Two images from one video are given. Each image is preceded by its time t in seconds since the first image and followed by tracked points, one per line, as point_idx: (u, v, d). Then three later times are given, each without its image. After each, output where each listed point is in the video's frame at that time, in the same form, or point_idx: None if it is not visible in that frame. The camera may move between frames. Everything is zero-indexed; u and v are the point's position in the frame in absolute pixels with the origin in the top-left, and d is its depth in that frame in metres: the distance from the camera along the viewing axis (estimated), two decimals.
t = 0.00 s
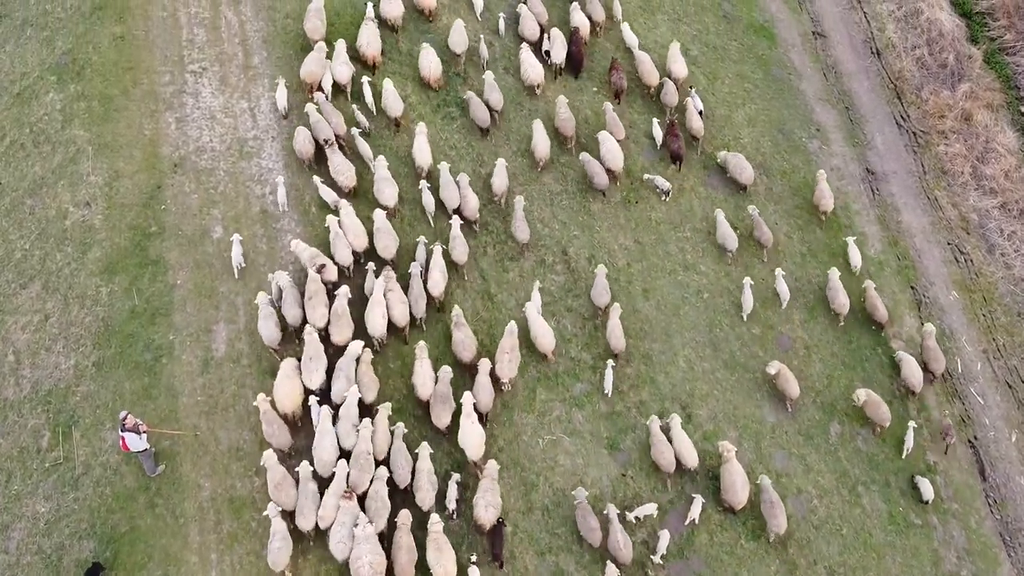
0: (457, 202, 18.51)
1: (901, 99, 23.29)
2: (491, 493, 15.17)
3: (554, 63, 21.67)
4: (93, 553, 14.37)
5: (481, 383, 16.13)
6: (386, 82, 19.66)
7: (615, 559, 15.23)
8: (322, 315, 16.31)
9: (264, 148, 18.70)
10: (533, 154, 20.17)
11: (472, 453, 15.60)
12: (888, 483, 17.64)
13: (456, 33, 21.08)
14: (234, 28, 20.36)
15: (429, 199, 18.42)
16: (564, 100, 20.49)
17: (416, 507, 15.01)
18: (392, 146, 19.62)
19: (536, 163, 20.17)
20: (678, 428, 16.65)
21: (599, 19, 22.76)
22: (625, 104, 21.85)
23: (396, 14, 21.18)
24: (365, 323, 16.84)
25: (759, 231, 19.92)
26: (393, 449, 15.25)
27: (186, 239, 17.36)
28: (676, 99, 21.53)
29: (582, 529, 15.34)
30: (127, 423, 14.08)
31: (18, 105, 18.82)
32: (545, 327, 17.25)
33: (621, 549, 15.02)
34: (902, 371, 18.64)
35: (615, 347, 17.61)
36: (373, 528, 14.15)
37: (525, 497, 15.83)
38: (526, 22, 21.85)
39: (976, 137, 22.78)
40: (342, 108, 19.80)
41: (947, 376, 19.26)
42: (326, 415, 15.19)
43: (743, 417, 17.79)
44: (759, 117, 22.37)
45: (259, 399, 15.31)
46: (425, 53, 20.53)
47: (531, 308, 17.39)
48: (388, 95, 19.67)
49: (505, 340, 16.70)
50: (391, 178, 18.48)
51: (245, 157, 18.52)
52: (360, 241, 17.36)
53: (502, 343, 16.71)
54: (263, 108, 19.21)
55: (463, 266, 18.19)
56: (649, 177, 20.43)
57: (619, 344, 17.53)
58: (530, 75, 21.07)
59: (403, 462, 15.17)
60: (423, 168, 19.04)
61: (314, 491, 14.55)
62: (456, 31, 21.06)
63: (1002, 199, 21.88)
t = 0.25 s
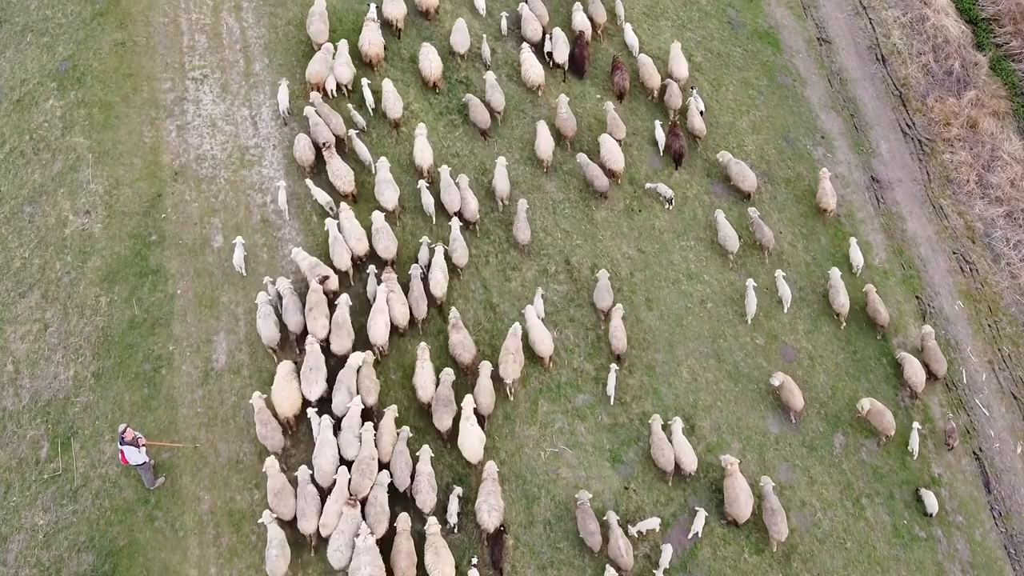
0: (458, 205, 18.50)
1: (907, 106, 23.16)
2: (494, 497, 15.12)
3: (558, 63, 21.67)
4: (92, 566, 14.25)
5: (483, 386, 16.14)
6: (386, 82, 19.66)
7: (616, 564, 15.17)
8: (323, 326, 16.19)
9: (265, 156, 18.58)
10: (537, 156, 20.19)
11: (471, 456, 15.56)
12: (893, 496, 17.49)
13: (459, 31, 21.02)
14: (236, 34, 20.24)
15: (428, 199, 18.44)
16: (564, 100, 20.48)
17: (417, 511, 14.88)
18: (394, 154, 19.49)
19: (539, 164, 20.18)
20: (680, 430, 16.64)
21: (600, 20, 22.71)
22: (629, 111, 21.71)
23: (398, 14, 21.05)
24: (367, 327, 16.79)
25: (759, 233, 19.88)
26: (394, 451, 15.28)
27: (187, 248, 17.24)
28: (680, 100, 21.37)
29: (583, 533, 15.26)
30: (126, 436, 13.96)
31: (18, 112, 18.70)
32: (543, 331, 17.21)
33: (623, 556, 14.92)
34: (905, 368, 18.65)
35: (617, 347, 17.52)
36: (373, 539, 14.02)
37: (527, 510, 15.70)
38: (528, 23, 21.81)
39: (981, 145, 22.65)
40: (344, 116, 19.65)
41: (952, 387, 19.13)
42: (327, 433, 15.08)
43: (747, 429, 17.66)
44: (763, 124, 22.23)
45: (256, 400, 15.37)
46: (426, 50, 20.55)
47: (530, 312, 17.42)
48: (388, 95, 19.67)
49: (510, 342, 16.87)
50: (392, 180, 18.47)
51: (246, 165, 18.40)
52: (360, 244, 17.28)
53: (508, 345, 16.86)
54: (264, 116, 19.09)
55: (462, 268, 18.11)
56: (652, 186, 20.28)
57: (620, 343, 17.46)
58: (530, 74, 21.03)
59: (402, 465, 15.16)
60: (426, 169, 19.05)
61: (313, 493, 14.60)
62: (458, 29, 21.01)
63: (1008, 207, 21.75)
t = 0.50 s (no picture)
0: (458, 209, 18.47)
1: (913, 114, 23.00)
2: (496, 500, 15.12)
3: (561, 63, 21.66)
4: None
5: (485, 388, 16.13)
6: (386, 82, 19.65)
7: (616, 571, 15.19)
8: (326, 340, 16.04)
9: (266, 166, 18.44)
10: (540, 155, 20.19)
11: (470, 462, 15.54)
12: (897, 510, 17.32)
13: (462, 30, 21.13)
14: (237, 42, 20.10)
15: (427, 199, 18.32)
16: (566, 100, 20.44)
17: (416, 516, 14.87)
18: (396, 164, 19.34)
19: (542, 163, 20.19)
20: (683, 432, 16.72)
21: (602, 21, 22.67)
22: (633, 120, 21.55)
23: (401, 15, 21.03)
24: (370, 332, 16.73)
25: (759, 236, 19.79)
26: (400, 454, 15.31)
27: (187, 259, 17.11)
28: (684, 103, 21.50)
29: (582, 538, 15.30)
30: (125, 452, 13.87)
31: (18, 120, 18.57)
32: (542, 335, 17.13)
33: (622, 562, 14.95)
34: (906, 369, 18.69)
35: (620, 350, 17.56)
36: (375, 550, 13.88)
37: (528, 526, 15.57)
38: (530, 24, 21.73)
39: (988, 154, 22.49)
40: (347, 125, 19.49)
41: (958, 400, 18.97)
42: (327, 445, 14.92)
43: (751, 443, 17.50)
44: (768, 133, 22.07)
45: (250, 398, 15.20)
46: (427, 49, 20.59)
47: (531, 315, 17.31)
48: (388, 95, 19.60)
49: (511, 343, 16.86)
50: (393, 183, 18.49)
51: (247, 175, 18.26)
52: (361, 248, 17.24)
53: (509, 346, 16.86)
54: (265, 126, 18.95)
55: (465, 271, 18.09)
56: (655, 196, 20.13)
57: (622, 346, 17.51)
58: (530, 74, 20.99)
59: (406, 466, 15.23)
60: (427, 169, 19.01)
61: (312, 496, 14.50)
62: (461, 28, 21.12)
63: (1014, 218, 21.58)
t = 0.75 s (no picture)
0: (458, 212, 18.41)
1: (918, 122, 22.86)
2: (496, 503, 15.13)
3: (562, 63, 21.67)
4: None
5: (487, 390, 16.15)
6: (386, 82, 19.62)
7: None
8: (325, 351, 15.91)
9: (268, 175, 18.32)
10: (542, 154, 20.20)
11: (471, 467, 15.56)
12: (902, 524, 17.19)
13: (464, 28, 21.11)
14: (238, 49, 19.97)
15: (425, 199, 18.37)
16: (570, 100, 20.46)
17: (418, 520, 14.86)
18: (398, 172, 19.21)
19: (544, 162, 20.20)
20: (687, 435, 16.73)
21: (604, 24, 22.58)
22: (636, 128, 21.41)
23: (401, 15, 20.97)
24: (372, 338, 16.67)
25: (760, 241, 19.68)
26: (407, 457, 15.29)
27: (187, 268, 17.00)
28: (688, 103, 21.46)
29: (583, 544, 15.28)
30: (123, 465, 13.80)
31: (18, 127, 18.46)
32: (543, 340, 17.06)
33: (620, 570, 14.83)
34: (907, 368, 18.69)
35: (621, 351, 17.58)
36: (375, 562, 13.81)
37: (530, 540, 15.45)
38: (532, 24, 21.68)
39: (994, 163, 22.34)
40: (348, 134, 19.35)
41: (963, 412, 18.84)
42: (329, 455, 14.84)
43: (755, 455, 17.37)
44: (773, 141, 21.94)
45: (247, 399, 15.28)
46: (428, 48, 20.59)
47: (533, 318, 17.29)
48: (388, 95, 19.53)
49: (512, 343, 16.85)
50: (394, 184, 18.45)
51: (248, 184, 18.14)
52: (360, 250, 17.22)
53: (511, 345, 16.85)
54: (267, 134, 18.82)
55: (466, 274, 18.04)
56: (658, 205, 19.99)
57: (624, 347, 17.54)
58: (530, 73, 20.98)
59: (412, 468, 15.20)
60: (428, 170, 18.94)
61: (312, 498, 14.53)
62: (463, 25, 21.08)
63: (1020, 227, 21.43)
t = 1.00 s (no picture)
0: (459, 215, 18.35)
1: (923, 130, 22.72)
2: (498, 506, 15.16)
3: (564, 62, 21.72)
4: None
5: (489, 390, 16.20)
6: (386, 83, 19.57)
7: None
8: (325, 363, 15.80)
9: (269, 184, 18.19)
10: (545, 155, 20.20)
11: (471, 473, 15.51)
12: (906, 537, 17.04)
13: (466, 27, 21.21)
14: (240, 56, 19.84)
15: (423, 199, 18.37)
16: (571, 100, 20.43)
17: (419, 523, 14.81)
18: (400, 181, 19.09)
19: (546, 162, 20.19)
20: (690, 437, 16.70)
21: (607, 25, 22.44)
22: (640, 136, 21.29)
23: (403, 15, 20.97)
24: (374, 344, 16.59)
25: (762, 245, 19.61)
26: (412, 458, 15.30)
27: (188, 278, 16.89)
28: (691, 105, 21.44)
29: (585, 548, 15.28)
30: (122, 480, 13.73)
31: (18, 134, 18.35)
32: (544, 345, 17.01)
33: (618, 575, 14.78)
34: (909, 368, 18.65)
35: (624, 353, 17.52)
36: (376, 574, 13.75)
37: (532, 554, 15.34)
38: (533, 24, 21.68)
39: (1000, 171, 22.18)
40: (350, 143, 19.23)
41: (968, 423, 18.71)
42: (330, 464, 14.67)
43: (758, 468, 17.23)
44: (777, 149, 21.80)
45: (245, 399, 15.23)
46: (429, 47, 20.56)
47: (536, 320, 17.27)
48: (389, 96, 19.48)
49: (513, 342, 16.89)
50: (394, 185, 18.39)
51: (249, 193, 18.02)
52: (359, 251, 17.20)
53: (512, 343, 16.89)
54: (268, 142, 18.70)
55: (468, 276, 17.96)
56: (661, 214, 19.84)
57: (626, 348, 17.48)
58: (530, 74, 20.89)
59: (416, 471, 15.18)
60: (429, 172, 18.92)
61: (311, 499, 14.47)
62: (465, 24, 21.19)
63: None
